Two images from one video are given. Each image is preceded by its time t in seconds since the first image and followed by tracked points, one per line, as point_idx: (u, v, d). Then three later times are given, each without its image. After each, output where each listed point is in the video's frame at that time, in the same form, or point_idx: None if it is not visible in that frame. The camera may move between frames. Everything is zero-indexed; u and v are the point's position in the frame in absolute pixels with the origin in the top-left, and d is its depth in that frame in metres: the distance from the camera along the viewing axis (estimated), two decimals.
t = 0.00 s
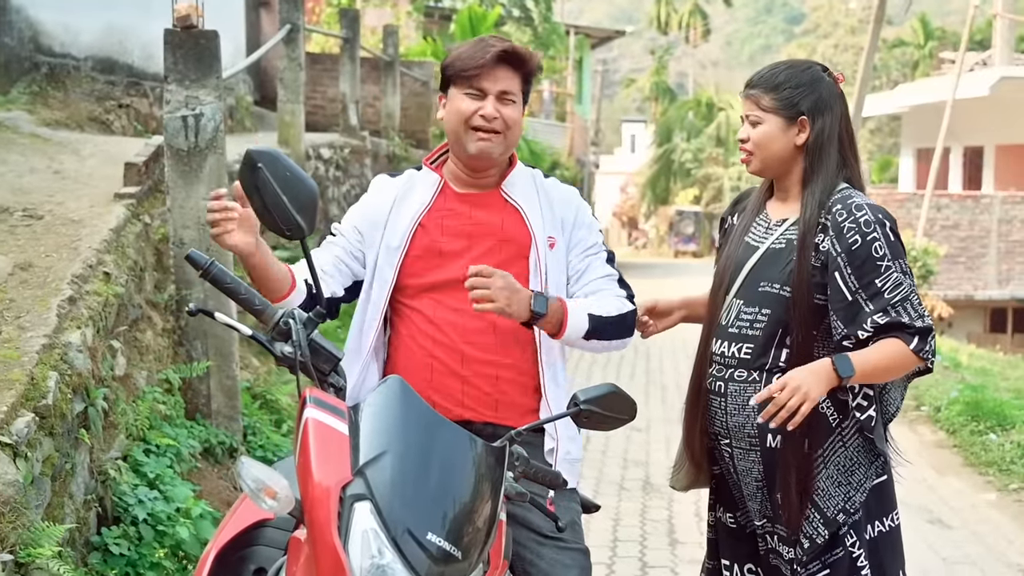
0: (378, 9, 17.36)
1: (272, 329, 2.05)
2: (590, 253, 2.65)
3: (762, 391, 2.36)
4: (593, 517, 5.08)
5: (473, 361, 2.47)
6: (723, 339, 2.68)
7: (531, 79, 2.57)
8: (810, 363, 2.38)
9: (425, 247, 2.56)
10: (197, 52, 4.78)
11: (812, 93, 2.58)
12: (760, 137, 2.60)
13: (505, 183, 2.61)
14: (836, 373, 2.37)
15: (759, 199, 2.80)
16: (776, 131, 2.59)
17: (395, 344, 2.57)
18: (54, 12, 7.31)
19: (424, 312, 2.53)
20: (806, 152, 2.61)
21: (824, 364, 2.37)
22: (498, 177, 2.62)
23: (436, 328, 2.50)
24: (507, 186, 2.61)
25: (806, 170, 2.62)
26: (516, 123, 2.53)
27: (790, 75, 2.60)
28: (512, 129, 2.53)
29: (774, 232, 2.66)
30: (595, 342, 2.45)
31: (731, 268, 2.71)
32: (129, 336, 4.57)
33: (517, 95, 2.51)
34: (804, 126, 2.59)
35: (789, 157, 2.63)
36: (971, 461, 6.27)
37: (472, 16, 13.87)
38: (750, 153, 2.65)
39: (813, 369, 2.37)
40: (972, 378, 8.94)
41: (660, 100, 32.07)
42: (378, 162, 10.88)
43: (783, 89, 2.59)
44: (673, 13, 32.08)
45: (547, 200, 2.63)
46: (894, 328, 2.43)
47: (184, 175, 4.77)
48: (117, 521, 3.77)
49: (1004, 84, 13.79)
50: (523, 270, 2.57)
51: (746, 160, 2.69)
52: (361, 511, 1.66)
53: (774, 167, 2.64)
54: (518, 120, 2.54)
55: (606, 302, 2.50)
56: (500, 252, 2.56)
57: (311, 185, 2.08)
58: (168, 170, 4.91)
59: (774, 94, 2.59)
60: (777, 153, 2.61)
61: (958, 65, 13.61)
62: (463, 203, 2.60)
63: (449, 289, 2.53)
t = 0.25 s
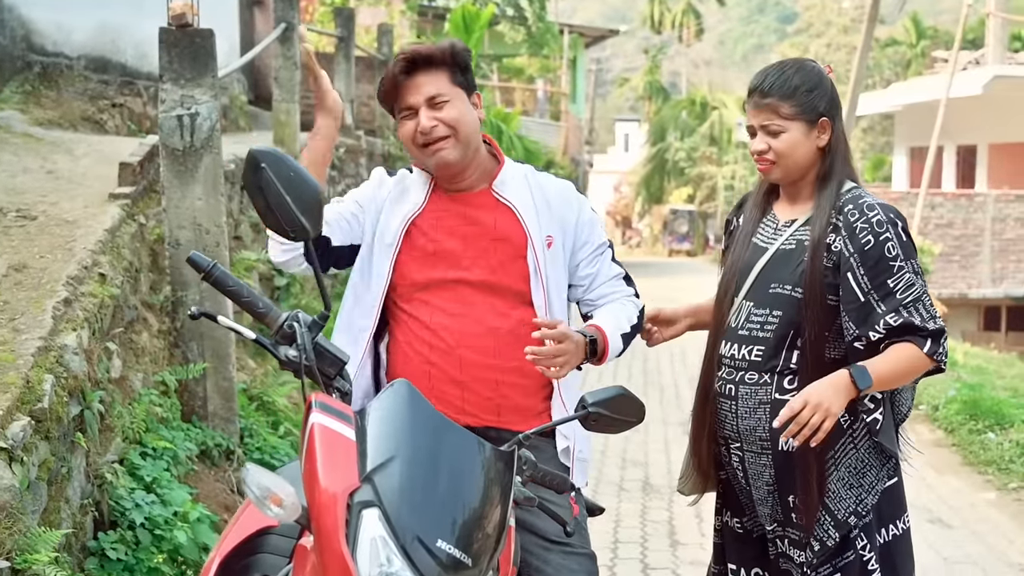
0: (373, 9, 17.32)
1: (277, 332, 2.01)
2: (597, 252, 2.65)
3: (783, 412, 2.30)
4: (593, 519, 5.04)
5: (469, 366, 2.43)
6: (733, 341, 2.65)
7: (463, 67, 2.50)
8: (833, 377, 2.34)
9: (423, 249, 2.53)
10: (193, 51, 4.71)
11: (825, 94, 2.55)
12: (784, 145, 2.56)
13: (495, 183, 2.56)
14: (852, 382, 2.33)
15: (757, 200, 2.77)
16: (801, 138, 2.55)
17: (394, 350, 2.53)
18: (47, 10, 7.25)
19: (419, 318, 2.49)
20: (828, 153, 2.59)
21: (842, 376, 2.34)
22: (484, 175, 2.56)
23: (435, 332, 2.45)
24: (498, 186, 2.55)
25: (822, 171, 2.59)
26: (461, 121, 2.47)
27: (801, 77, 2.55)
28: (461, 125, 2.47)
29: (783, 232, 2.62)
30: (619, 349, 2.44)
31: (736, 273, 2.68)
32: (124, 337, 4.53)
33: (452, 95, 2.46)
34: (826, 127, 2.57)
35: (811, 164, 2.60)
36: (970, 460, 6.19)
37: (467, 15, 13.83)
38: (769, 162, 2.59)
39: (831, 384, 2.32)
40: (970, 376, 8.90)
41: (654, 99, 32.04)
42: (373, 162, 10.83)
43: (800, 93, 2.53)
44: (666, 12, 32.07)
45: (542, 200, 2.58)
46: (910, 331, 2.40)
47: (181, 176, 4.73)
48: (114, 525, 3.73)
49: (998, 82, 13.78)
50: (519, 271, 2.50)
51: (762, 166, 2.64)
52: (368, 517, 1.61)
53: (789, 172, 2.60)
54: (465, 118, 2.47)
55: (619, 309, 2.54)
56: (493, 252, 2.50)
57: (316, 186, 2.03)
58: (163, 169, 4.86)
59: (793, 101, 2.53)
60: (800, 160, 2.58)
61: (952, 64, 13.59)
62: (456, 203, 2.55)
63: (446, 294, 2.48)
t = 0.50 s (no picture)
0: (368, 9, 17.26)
1: (283, 334, 1.98)
2: (581, 243, 2.63)
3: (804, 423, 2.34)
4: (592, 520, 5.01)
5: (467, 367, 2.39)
6: (746, 346, 2.63)
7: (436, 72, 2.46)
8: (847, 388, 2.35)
9: (416, 251, 2.50)
10: (189, 50, 4.68)
11: (831, 93, 2.53)
12: (782, 142, 2.54)
13: (474, 182, 2.53)
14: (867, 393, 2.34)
15: (765, 199, 2.76)
16: (797, 135, 2.53)
17: (387, 358, 2.49)
18: (40, 9, 7.21)
19: (411, 323, 2.45)
20: (831, 155, 2.56)
21: (858, 387, 2.35)
22: (460, 177, 2.53)
23: (431, 336, 2.41)
24: (477, 186, 2.53)
25: (828, 171, 2.57)
26: (439, 130, 2.44)
27: (806, 76, 2.54)
28: (437, 135, 2.44)
29: (794, 235, 2.60)
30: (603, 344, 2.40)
31: (746, 279, 2.67)
32: (120, 339, 4.49)
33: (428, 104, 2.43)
34: (826, 126, 2.54)
35: (811, 161, 2.58)
36: (968, 459, 6.14)
37: (461, 15, 13.79)
38: (768, 156, 2.58)
39: (846, 395, 2.34)
40: (966, 376, 8.87)
41: (647, 99, 32.01)
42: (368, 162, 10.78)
43: (802, 91, 2.52)
44: (659, 13, 32.05)
45: (523, 199, 2.55)
46: (923, 337, 2.39)
47: (177, 176, 4.69)
48: (112, 529, 3.70)
49: (991, 82, 13.78)
50: (505, 266, 2.48)
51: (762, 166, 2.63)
52: (380, 522, 1.58)
53: (791, 171, 2.58)
54: (443, 127, 2.44)
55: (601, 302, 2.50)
56: (477, 252, 2.48)
57: (323, 187, 2.01)
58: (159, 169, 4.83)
59: (794, 98, 2.52)
60: (798, 158, 2.56)
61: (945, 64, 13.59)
62: (428, 208, 2.53)
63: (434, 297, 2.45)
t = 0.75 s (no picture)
0: (354, 9, 17.19)
1: (283, 341, 1.96)
2: (586, 250, 2.59)
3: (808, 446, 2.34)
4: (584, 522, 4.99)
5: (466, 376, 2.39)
6: (746, 351, 2.61)
7: (450, 74, 2.41)
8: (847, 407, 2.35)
9: (412, 256, 2.48)
10: (177, 50, 4.64)
11: (828, 94, 2.53)
12: (776, 138, 2.55)
13: (480, 186, 2.51)
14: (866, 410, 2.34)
15: (773, 201, 2.75)
16: (791, 133, 2.54)
17: (386, 365, 2.48)
18: (25, 8, 7.15)
19: (409, 330, 2.43)
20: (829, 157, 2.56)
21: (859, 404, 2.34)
22: (468, 179, 2.51)
23: (431, 343, 2.40)
24: (483, 190, 2.50)
25: (825, 171, 2.56)
26: (451, 134, 2.41)
27: (806, 76, 2.55)
28: (449, 139, 2.41)
29: (795, 240, 2.59)
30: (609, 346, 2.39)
31: (747, 284, 2.65)
32: (109, 342, 4.44)
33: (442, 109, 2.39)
34: (820, 127, 2.54)
35: (806, 160, 2.57)
36: (958, 460, 6.13)
37: (449, 14, 13.75)
38: (764, 153, 2.60)
39: (847, 415, 2.34)
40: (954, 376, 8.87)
41: (633, 99, 32.01)
42: (356, 162, 10.73)
43: (799, 90, 2.53)
44: (645, 12, 32.05)
45: (529, 205, 2.52)
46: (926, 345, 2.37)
47: (166, 176, 4.65)
48: (101, 535, 3.66)
49: (976, 83, 13.82)
50: (509, 273, 2.46)
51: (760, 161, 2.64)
52: (384, 533, 1.55)
53: (787, 168, 2.58)
54: (454, 131, 2.41)
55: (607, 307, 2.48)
56: (482, 257, 2.45)
57: (325, 191, 1.98)
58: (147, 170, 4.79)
59: (790, 95, 2.53)
60: (792, 156, 2.56)
61: (931, 63, 13.57)
62: (430, 219, 2.50)
63: (435, 304, 2.43)
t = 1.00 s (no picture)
0: (339, 9, 17.12)
1: (281, 348, 1.94)
2: (592, 259, 2.63)
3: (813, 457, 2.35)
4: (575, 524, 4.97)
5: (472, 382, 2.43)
6: (742, 352, 2.61)
7: (507, 73, 2.49)
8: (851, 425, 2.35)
9: (420, 262, 2.52)
10: (164, 52, 4.60)
11: (831, 95, 2.54)
12: (780, 140, 2.54)
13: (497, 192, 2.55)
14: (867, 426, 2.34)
15: (769, 202, 2.75)
16: (796, 134, 2.53)
17: (389, 366, 2.52)
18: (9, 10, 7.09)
19: (416, 334, 2.48)
20: (827, 158, 2.56)
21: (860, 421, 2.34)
22: (487, 185, 2.57)
23: (437, 345, 2.45)
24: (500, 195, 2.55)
25: (826, 174, 2.57)
26: (484, 125, 2.45)
27: (808, 76, 2.55)
28: (480, 125, 2.45)
29: (792, 241, 2.59)
30: (608, 328, 2.42)
31: (741, 287, 2.65)
32: (96, 346, 4.40)
33: (485, 98, 2.45)
34: (824, 128, 2.54)
35: (809, 162, 2.57)
36: (947, 459, 6.12)
37: (435, 15, 13.70)
38: (766, 155, 2.58)
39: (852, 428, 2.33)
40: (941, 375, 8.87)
41: (618, 100, 31.99)
42: (342, 164, 10.67)
43: (803, 90, 2.53)
44: (630, 13, 32.04)
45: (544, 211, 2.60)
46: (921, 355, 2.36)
47: (152, 179, 4.62)
48: (90, 541, 3.63)
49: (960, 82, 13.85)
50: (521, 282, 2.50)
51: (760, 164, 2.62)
52: (386, 542, 1.53)
53: (787, 169, 2.57)
54: (489, 121, 2.46)
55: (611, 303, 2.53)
56: (499, 261, 2.49)
57: (325, 196, 1.95)
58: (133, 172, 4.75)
59: (794, 96, 2.52)
60: (796, 158, 2.55)
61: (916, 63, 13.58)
62: (455, 211, 2.55)
63: (447, 305, 2.48)
